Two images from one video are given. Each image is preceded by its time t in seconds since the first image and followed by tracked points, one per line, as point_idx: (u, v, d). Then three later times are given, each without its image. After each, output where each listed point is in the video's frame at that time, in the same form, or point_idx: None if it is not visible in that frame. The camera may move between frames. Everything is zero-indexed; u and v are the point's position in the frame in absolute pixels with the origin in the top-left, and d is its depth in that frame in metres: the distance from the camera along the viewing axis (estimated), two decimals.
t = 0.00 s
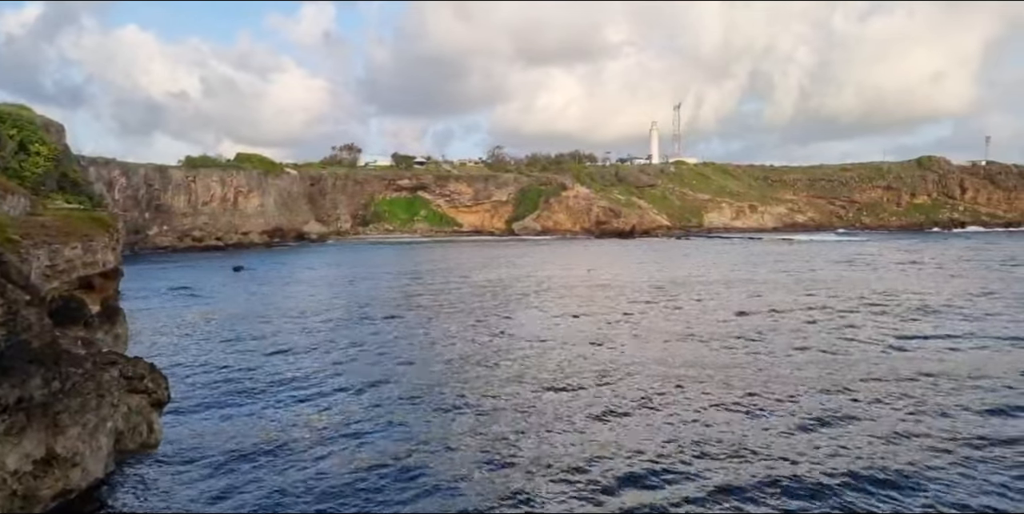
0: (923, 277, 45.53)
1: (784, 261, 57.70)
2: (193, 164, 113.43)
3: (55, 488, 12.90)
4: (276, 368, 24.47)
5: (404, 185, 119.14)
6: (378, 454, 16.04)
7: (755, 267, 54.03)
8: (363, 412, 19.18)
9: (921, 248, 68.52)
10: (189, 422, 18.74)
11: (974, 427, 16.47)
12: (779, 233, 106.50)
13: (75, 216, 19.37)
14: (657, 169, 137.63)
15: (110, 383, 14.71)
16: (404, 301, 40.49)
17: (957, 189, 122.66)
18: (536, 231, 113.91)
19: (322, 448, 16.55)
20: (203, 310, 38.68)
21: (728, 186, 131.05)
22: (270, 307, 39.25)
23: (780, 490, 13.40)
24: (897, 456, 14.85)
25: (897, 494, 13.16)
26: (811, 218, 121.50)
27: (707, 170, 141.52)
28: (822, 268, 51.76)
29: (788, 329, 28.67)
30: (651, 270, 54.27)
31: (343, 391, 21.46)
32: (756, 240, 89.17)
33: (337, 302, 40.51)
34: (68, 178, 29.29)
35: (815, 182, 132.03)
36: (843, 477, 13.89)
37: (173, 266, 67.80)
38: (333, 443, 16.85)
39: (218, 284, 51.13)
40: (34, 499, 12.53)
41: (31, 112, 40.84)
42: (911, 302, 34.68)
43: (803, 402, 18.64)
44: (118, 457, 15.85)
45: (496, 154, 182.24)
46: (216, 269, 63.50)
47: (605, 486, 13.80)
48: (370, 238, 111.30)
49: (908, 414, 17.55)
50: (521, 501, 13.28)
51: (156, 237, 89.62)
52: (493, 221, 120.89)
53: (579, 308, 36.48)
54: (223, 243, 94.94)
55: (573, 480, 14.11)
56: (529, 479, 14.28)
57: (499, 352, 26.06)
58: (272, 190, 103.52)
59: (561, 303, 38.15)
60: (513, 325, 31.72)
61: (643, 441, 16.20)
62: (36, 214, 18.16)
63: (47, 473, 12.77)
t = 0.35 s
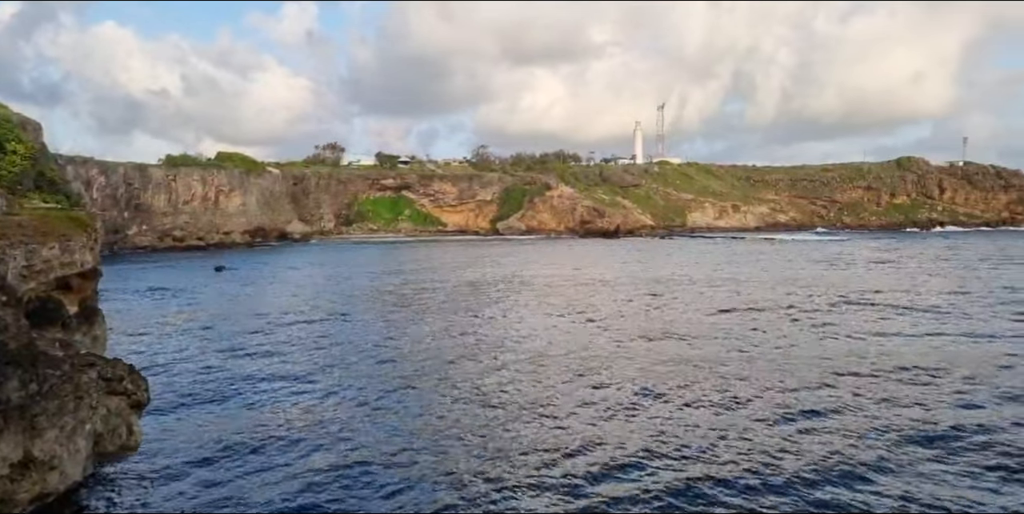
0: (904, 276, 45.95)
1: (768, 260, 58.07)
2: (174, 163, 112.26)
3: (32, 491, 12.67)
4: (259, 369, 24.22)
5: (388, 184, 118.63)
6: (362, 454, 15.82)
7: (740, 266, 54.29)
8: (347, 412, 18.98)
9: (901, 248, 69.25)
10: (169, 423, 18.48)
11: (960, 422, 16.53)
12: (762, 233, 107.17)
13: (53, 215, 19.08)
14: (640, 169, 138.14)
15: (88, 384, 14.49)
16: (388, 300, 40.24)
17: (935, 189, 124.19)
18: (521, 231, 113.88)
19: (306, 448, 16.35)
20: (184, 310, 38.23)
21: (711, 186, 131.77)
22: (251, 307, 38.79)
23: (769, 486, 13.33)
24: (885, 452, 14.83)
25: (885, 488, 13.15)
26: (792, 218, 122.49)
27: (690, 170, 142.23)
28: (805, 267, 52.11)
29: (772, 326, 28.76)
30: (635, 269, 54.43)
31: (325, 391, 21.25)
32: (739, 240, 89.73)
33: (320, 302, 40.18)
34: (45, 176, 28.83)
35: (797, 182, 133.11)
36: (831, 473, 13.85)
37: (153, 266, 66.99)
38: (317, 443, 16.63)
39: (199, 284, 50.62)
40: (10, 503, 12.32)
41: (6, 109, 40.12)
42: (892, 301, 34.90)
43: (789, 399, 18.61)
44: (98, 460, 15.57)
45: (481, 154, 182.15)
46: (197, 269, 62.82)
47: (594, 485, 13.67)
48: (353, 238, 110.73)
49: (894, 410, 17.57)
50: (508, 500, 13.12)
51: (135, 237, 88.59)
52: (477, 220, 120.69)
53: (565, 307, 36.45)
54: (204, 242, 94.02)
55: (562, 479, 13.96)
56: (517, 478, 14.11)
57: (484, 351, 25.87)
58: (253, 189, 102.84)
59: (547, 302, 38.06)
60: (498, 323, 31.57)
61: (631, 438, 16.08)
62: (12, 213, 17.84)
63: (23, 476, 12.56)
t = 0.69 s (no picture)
0: (889, 274, 46.27)
1: (755, 259, 58.38)
2: (157, 162, 111.29)
3: (11, 494, 12.52)
4: (243, 369, 24.00)
5: (374, 184, 118.12)
6: (347, 454, 15.69)
7: (727, 264, 54.50)
8: (333, 411, 18.83)
9: (884, 248, 69.76)
10: (152, 424, 18.28)
11: (944, 418, 16.63)
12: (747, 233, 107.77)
13: (33, 214, 18.83)
14: (626, 169, 138.53)
15: (69, 386, 14.32)
16: (375, 299, 40.04)
17: (917, 189, 125.40)
18: (507, 230, 113.79)
19: (291, 448, 16.20)
20: (168, 310, 37.94)
21: (697, 186, 132.36)
22: (235, 307, 38.44)
23: (757, 483, 13.33)
24: (870, 447, 14.89)
25: (869, 482, 13.23)
26: (777, 218, 123.24)
27: (676, 170, 142.79)
28: (791, 266, 52.38)
29: (758, 324, 28.84)
30: (622, 268, 54.49)
31: (311, 390, 21.08)
32: (724, 239, 90.17)
33: (307, 301, 39.92)
34: (25, 174, 28.44)
35: (782, 182, 133.96)
36: (819, 469, 13.85)
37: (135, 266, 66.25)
38: (302, 443, 16.49)
39: (183, 284, 50.23)
40: None
41: None
42: (876, 299, 35.16)
43: (777, 395, 18.63)
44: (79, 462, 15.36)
45: (467, 153, 181.98)
46: (181, 269, 62.31)
47: (583, 482, 13.58)
48: (339, 237, 110.19)
49: (879, 405, 17.65)
50: (496, 499, 13.05)
51: (117, 237, 87.68)
52: (464, 220, 120.46)
53: (552, 305, 36.40)
54: (187, 242, 93.20)
55: (551, 478, 13.86)
56: (506, 477, 14.00)
57: (471, 350, 25.75)
58: (237, 188, 102.74)
59: (535, 301, 37.99)
60: (486, 323, 31.44)
61: (620, 437, 16.00)
62: None
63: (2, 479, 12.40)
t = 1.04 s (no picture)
0: (872, 273, 46.62)
1: (740, 258, 58.65)
2: (139, 161, 110.25)
3: None
4: (226, 369, 23.79)
5: (358, 183, 117.58)
6: (331, 453, 15.60)
7: (713, 263, 54.67)
8: (317, 411, 18.71)
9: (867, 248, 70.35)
10: (134, 425, 18.08)
11: (926, 413, 16.76)
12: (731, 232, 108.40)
13: (11, 215, 18.61)
14: (612, 169, 138.91)
15: (48, 387, 14.24)
16: (359, 298, 39.83)
17: (898, 189, 126.64)
18: (493, 230, 113.67)
19: (274, 448, 16.09)
20: (149, 310, 37.59)
21: (682, 186, 132.97)
22: (218, 307, 38.13)
23: (747, 479, 13.29)
24: (853, 442, 14.99)
25: (858, 478, 13.26)
26: (761, 218, 123.96)
27: (661, 170, 143.34)
28: (776, 265, 52.63)
29: (743, 322, 28.93)
30: (609, 267, 54.54)
31: (294, 390, 20.93)
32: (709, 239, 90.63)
33: (291, 301, 39.63)
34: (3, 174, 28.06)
35: (766, 182, 134.82)
36: (803, 464, 13.92)
37: (114, 266, 65.34)
38: (286, 442, 16.40)
39: (165, 284, 49.80)
40: None
41: None
42: (859, 297, 35.46)
43: (762, 392, 18.66)
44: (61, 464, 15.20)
45: (453, 153, 181.78)
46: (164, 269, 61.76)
47: (574, 481, 13.47)
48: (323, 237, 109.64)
49: (862, 401, 17.76)
50: (486, 498, 12.92)
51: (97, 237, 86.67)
52: (449, 219, 120.20)
53: (538, 304, 36.36)
54: (169, 242, 92.36)
55: (537, 475, 13.83)
56: (495, 476, 13.85)
57: (456, 349, 25.68)
58: (220, 188, 102.32)
59: (521, 300, 37.93)
60: (471, 321, 31.33)
61: (609, 435, 15.92)
62: None
63: None
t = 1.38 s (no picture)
0: (854, 272, 46.96)
1: (724, 257, 58.87)
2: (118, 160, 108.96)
3: None
4: (207, 370, 23.51)
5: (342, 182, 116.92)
6: (313, 454, 15.45)
7: (697, 263, 54.83)
8: (300, 411, 18.52)
9: (849, 247, 70.87)
10: (113, 427, 17.82)
11: (908, 409, 16.87)
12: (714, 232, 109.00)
13: None
14: (596, 168, 139.16)
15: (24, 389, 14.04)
16: (343, 298, 39.55)
17: (878, 189, 127.87)
18: (477, 230, 113.50)
19: (257, 448, 15.92)
20: (128, 311, 37.09)
21: (666, 186, 133.42)
22: (199, 307, 37.70)
23: (730, 476, 13.29)
24: (835, 438, 15.06)
25: (841, 474, 13.31)
26: (744, 217, 124.64)
27: (645, 170, 143.73)
28: (760, 264, 52.88)
29: (727, 321, 28.99)
30: (594, 266, 54.55)
31: (277, 390, 20.72)
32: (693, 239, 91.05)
33: (274, 301, 39.27)
34: None
35: (749, 182, 135.64)
36: (786, 461, 13.94)
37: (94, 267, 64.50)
38: (269, 443, 16.23)
39: (146, 285, 49.17)
40: None
41: None
42: (841, 296, 35.68)
43: (745, 389, 18.69)
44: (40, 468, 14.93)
45: (438, 153, 181.33)
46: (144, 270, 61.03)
47: (557, 479, 13.42)
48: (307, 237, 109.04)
49: (844, 397, 17.84)
50: (473, 499, 12.79)
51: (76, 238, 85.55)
52: (434, 219, 119.89)
53: (523, 303, 36.25)
54: (150, 242, 91.37)
55: (521, 474, 13.75)
56: (482, 476, 13.74)
57: (440, 348, 25.55)
58: (201, 187, 101.27)
59: (505, 299, 37.84)
60: (455, 321, 31.19)
61: (593, 433, 15.87)
62: None
63: None
